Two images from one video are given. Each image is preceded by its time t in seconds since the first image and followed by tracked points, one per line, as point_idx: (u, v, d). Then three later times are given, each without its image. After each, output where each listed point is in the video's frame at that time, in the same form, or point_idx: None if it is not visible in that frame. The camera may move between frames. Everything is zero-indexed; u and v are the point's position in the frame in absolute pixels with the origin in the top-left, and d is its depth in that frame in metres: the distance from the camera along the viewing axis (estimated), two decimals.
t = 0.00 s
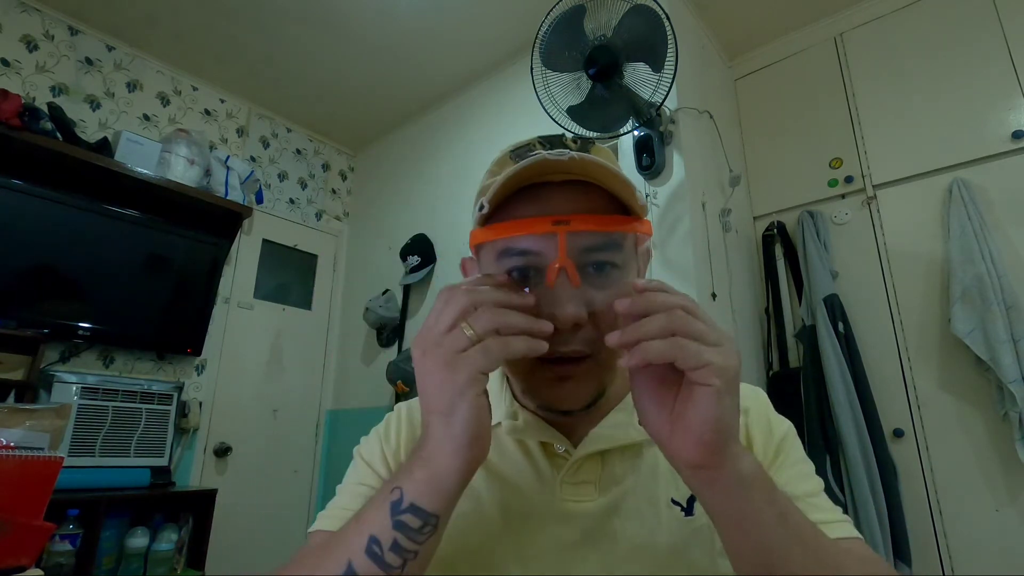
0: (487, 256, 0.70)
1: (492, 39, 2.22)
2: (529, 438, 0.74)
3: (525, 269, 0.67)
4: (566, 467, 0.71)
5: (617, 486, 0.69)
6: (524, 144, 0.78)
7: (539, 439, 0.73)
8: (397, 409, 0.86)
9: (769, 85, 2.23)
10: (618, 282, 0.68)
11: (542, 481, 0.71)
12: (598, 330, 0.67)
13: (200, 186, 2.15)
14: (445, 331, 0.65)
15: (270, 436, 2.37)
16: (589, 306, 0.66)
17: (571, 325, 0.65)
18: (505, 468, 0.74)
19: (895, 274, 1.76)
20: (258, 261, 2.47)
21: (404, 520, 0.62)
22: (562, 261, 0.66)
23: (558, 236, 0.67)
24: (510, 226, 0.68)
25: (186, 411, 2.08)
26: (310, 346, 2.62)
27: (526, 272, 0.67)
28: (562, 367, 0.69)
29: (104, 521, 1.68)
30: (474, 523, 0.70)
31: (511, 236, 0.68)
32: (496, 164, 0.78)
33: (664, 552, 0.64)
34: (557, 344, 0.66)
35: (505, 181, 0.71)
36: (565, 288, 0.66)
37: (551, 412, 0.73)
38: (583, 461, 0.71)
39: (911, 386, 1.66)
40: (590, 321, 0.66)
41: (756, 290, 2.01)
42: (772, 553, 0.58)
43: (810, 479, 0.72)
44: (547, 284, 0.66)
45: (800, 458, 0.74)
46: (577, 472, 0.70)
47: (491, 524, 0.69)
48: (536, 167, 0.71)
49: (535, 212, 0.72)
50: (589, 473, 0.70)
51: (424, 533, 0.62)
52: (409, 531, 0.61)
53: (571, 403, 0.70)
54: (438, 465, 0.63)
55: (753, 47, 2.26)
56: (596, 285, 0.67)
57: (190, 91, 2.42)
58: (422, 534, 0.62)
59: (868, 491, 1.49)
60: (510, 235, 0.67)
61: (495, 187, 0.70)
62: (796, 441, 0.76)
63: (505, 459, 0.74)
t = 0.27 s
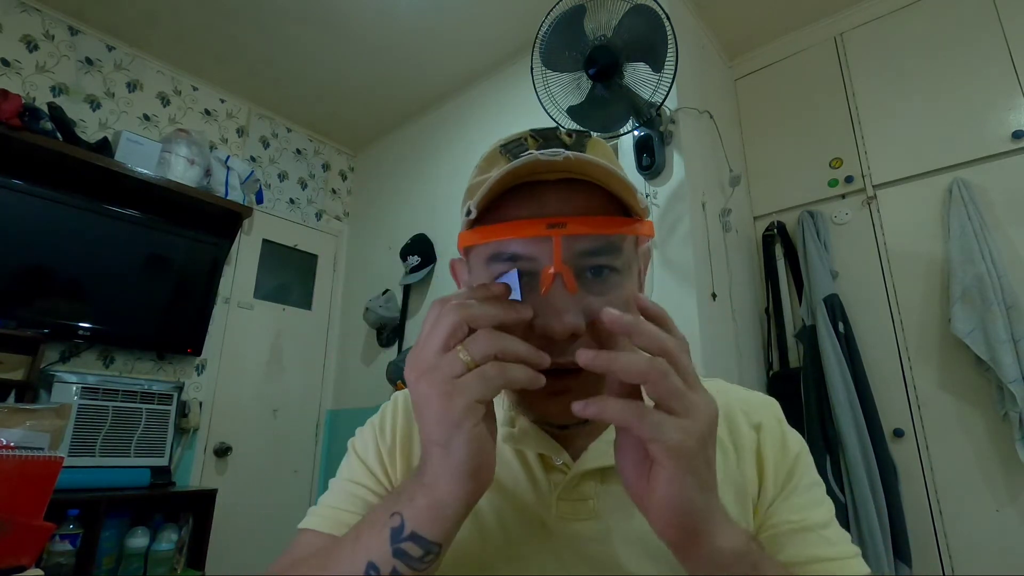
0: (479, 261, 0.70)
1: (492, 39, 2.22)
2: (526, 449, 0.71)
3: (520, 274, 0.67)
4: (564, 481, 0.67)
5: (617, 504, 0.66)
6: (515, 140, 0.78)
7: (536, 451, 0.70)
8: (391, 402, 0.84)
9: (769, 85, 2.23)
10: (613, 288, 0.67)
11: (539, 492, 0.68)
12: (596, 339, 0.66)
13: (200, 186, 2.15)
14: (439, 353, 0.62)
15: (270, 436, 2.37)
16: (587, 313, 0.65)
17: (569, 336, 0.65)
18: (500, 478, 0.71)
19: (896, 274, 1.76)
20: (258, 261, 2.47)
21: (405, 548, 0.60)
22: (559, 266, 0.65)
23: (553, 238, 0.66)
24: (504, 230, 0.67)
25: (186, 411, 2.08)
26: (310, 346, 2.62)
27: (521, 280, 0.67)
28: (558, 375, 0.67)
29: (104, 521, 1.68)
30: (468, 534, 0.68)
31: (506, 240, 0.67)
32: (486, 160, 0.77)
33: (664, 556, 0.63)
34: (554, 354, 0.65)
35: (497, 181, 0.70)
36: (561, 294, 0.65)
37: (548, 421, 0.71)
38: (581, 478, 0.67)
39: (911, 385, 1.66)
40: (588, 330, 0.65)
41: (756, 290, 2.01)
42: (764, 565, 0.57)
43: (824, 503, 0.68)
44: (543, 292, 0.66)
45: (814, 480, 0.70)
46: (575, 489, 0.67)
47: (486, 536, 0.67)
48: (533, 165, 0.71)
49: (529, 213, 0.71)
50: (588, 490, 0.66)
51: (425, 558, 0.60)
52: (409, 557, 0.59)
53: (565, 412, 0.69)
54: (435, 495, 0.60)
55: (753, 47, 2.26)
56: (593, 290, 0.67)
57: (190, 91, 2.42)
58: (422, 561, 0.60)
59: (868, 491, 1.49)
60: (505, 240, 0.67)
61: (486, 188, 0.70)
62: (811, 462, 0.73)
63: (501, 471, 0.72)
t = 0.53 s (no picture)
0: (480, 265, 0.69)
1: (492, 39, 2.22)
2: (529, 451, 0.70)
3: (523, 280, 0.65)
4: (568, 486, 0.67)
5: (621, 511, 0.66)
6: (520, 132, 0.78)
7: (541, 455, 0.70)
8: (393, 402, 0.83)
9: (769, 85, 2.23)
10: (619, 292, 0.66)
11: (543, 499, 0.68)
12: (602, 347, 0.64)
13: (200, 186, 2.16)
14: (434, 365, 0.63)
15: (270, 436, 2.37)
16: (593, 321, 0.64)
17: (574, 345, 0.63)
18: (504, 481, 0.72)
19: (896, 274, 1.76)
20: (258, 261, 2.47)
21: (404, 563, 0.60)
22: (564, 273, 0.64)
23: (557, 244, 0.65)
24: (506, 235, 0.66)
25: (186, 411, 2.08)
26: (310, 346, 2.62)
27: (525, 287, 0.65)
28: (562, 381, 0.67)
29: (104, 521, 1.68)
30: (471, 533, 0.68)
31: (508, 245, 0.66)
32: (487, 156, 0.78)
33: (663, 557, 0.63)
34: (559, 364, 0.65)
35: (500, 180, 0.70)
36: (566, 302, 0.64)
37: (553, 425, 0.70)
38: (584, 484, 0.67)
39: (911, 385, 1.66)
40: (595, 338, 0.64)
41: (756, 290, 2.01)
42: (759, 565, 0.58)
43: (834, 507, 0.68)
44: (547, 299, 0.64)
45: (825, 483, 0.70)
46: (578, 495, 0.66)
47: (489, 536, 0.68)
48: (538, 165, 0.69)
49: (531, 214, 0.71)
50: (592, 496, 0.66)
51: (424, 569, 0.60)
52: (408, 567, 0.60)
53: (570, 417, 0.69)
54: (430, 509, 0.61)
55: (753, 47, 2.26)
56: (598, 296, 0.65)
57: (190, 91, 2.42)
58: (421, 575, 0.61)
59: (868, 491, 1.49)
60: (507, 246, 0.65)
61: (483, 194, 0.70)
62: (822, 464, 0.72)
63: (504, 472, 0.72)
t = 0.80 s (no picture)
0: (481, 262, 0.72)
1: (492, 39, 2.22)
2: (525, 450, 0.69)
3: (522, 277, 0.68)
4: (563, 485, 0.67)
5: (617, 508, 0.67)
6: (519, 136, 0.79)
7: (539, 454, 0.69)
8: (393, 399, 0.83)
9: (769, 85, 2.23)
10: (614, 288, 0.69)
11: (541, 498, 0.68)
12: (598, 343, 0.64)
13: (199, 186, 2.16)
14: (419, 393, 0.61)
15: (271, 436, 2.37)
16: (590, 316, 0.64)
17: (570, 339, 0.63)
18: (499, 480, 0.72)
19: (895, 274, 1.76)
20: (258, 261, 2.47)
21: None
22: (561, 269, 0.66)
23: (556, 239, 0.68)
24: (506, 229, 0.70)
25: (186, 411, 2.08)
26: (310, 346, 2.62)
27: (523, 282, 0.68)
28: (559, 383, 0.63)
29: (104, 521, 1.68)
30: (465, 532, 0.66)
31: (507, 239, 0.70)
32: (490, 158, 0.80)
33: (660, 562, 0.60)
34: (555, 358, 0.62)
35: (496, 180, 0.73)
36: (563, 296, 0.65)
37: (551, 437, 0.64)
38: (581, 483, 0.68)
39: (911, 385, 1.66)
40: (590, 334, 0.64)
41: (756, 290, 2.01)
42: None
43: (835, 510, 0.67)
44: (544, 294, 0.66)
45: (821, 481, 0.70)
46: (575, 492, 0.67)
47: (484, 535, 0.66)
48: (537, 163, 0.74)
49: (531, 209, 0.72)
50: (589, 493, 0.67)
51: None
52: None
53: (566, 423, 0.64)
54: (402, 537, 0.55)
55: (753, 47, 2.26)
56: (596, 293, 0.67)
57: (190, 91, 2.42)
58: None
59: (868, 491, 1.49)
60: (507, 240, 0.69)
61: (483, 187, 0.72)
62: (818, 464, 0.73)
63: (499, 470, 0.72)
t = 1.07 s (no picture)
0: (475, 262, 0.72)
1: (492, 39, 2.22)
2: (520, 447, 0.71)
3: (516, 275, 0.69)
4: (555, 481, 0.68)
5: (608, 505, 0.66)
6: (513, 140, 0.76)
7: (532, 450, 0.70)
8: (392, 396, 0.84)
9: (769, 85, 2.23)
10: (607, 287, 0.69)
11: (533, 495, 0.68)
12: (591, 338, 0.66)
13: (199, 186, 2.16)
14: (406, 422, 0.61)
15: (271, 436, 2.37)
16: (583, 313, 0.66)
17: (564, 334, 0.64)
18: (495, 476, 0.72)
19: (895, 274, 1.76)
20: (258, 261, 2.47)
21: None
22: (555, 266, 0.67)
23: (550, 237, 0.68)
24: (501, 229, 0.70)
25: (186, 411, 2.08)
26: (310, 346, 2.62)
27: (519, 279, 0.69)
28: (553, 376, 0.65)
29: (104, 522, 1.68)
30: (462, 528, 0.68)
31: (502, 239, 0.69)
32: (484, 163, 0.76)
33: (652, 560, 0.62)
34: (550, 353, 0.64)
35: (490, 181, 0.70)
36: (556, 293, 0.66)
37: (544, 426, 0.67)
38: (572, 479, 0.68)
39: (911, 385, 1.66)
40: (583, 329, 0.66)
41: (756, 290, 2.01)
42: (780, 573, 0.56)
43: (828, 497, 0.67)
44: (538, 291, 0.67)
45: (815, 475, 0.70)
46: (567, 489, 0.67)
47: (480, 531, 0.67)
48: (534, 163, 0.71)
49: (524, 210, 0.71)
50: (580, 490, 0.67)
51: None
52: None
53: (561, 415, 0.66)
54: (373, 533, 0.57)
55: (753, 47, 2.26)
56: (588, 291, 0.68)
57: (190, 91, 2.42)
58: None
59: (868, 491, 1.49)
60: (502, 238, 0.69)
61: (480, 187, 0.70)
62: (812, 458, 0.72)
63: (494, 464, 0.73)
